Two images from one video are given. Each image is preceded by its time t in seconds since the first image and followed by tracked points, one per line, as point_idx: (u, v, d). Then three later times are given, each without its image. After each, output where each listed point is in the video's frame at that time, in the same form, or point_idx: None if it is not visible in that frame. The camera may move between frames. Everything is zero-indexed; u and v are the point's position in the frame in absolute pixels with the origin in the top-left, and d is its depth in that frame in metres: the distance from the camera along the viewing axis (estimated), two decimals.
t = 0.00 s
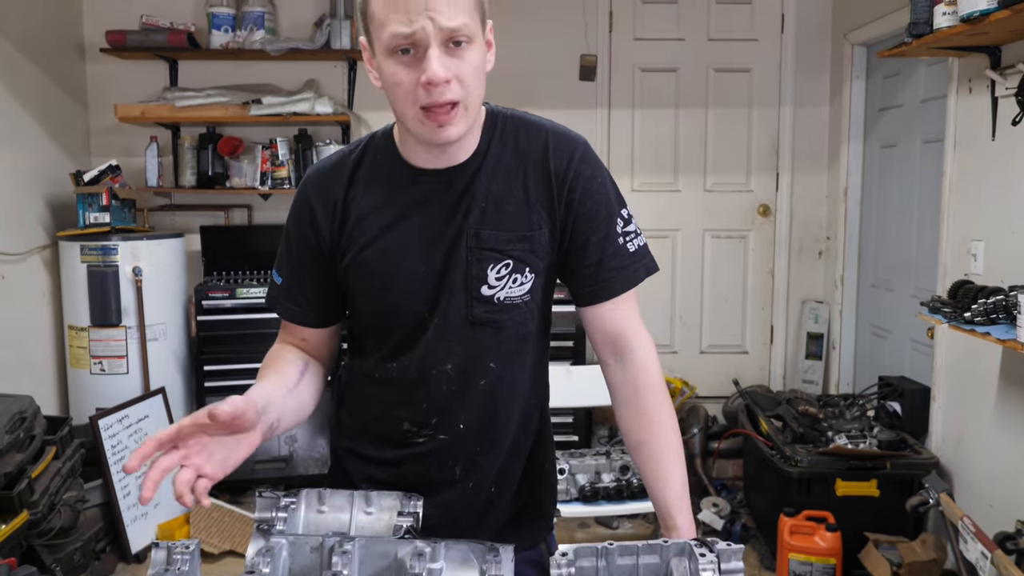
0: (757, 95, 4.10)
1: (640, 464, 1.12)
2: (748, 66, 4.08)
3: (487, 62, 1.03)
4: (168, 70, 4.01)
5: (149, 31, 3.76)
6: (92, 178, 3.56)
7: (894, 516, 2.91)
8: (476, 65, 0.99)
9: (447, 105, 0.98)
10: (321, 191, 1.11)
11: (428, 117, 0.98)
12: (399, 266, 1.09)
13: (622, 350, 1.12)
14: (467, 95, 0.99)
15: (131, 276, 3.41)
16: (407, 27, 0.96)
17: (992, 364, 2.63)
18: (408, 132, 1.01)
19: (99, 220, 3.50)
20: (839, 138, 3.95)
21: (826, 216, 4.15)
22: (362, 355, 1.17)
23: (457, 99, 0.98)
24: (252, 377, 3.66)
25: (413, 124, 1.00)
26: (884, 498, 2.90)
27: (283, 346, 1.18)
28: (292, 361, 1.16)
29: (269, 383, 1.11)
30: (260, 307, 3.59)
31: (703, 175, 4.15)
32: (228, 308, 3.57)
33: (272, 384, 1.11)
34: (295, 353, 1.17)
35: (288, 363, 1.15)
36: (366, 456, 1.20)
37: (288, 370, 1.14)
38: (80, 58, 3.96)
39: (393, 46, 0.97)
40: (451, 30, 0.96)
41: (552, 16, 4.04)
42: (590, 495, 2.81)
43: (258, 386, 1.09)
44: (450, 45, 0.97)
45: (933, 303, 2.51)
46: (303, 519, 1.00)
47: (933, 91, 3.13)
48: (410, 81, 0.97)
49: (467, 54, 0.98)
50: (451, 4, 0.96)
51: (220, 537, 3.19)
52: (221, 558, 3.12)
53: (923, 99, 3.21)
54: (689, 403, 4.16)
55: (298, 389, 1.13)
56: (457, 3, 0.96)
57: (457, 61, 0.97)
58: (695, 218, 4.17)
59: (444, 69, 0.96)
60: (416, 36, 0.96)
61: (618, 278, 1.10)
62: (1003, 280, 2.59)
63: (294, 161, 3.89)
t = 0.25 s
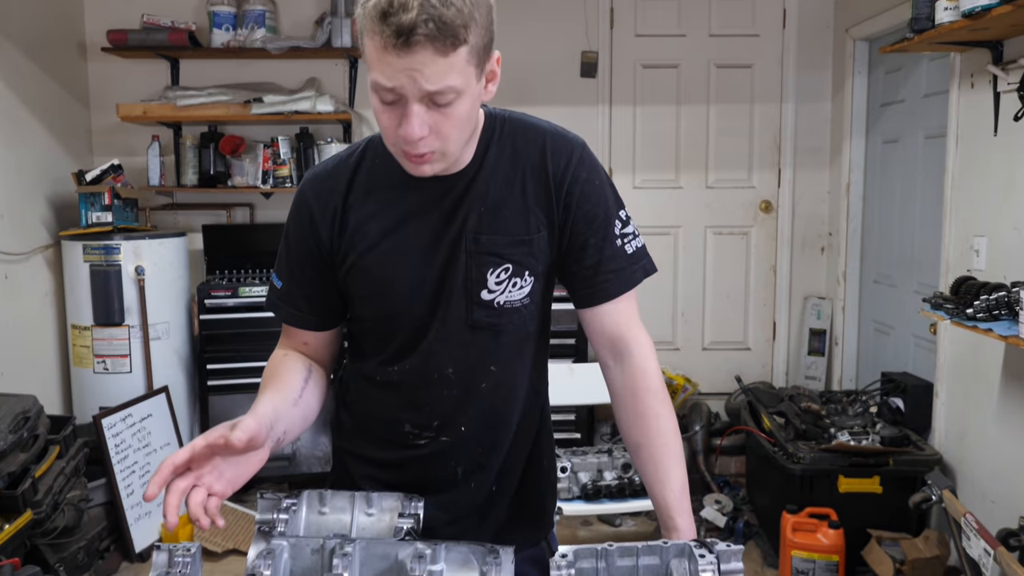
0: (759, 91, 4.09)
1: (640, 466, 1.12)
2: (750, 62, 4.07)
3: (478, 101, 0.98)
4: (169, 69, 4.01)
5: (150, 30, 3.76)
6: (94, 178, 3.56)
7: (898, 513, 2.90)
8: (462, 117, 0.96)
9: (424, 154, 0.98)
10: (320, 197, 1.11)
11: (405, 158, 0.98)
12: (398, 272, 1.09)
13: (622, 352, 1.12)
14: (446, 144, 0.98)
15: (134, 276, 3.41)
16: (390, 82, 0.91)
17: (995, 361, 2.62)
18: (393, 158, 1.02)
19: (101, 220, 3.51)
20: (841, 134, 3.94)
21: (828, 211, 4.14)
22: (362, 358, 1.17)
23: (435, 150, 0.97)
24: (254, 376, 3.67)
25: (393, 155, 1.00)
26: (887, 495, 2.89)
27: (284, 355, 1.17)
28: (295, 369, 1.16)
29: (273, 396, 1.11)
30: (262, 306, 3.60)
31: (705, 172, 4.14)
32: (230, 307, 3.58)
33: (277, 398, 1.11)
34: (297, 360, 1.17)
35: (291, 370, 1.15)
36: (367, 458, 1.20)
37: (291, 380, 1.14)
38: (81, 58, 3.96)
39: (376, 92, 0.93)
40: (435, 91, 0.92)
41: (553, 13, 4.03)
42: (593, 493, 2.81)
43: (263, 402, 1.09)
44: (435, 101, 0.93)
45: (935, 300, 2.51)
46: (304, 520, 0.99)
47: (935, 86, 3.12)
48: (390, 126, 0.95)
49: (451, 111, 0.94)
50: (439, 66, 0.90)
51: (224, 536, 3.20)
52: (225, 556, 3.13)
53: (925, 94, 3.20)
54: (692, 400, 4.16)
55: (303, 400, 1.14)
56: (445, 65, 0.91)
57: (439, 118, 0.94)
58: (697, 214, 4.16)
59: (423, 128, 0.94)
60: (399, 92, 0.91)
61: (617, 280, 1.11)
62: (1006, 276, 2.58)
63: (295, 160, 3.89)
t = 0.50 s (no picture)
0: (761, 103, 4.10)
1: (640, 479, 1.11)
2: (752, 74, 4.08)
3: (481, 117, 0.98)
4: (174, 79, 4.03)
5: (155, 40, 3.78)
6: (98, 187, 3.57)
7: (900, 527, 2.89)
8: (463, 133, 0.96)
9: (425, 168, 0.98)
10: (320, 209, 1.11)
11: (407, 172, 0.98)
12: (399, 285, 1.09)
13: (621, 365, 1.12)
14: (448, 159, 0.97)
15: (136, 285, 3.42)
16: (392, 95, 0.91)
17: (998, 374, 2.61)
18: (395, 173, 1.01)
19: (104, 229, 3.52)
20: (843, 146, 3.94)
21: (830, 224, 4.15)
22: (361, 370, 1.17)
23: (436, 164, 0.97)
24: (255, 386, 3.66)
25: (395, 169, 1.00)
26: (890, 508, 2.88)
27: (278, 367, 1.17)
28: (290, 382, 1.15)
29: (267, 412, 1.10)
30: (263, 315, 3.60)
31: (706, 183, 4.14)
32: (233, 316, 3.58)
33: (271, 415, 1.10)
34: (292, 373, 1.17)
35: (286, 384, 1.15)
36: (367, 471, 1.20)
37: (286, 395, 1.14)
38: (86, 67, 3.98)
39: (378, 105, 0.93)
40: (438, 106, 0.92)
41: (555, 25, 4.05)
42: (594, 506, 2.80)
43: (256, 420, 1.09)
44: (437, 115, 0.93)
45: (938, 312, 2.50)
46: (303, 532, 0.98)
47: (936, 99, 3.12)
48: (392, 139, 0.95)
49: (453, 125, 0.94)
50: (442, 80, 0.90)
51: (223, 547, 3.19)
52: (224, 567, 3.12)
53: (926, 107, 3.21)
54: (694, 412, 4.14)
55: (298, 414, 1.14)
56: (449, 80, 0.91)
57: (441, 132, 0.94)
58: (699, 226, 4.16)
59: (425, 142, 0.94)
60: (401, 106, 0.91)
61: (617, 293, 1.11)
62: (1008, 289, 2.58)
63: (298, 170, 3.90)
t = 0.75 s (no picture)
0: (763, 107, 4.11)
1: (642, 482, 1.11)
2: (754, 79, 4.09)
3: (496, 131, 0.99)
4: (176, 81, 4.03)
5: (158, 42, 3.78)
6: (99, 190, 3.58)
7: (901, 532, 2.89)
8: (480, 146, 0.96)
9: (437, 177, 0.97)
10: (322, 207, 1.10)
11: (417, 178, 0.98)
12: (400, 287, 1.09)
13: (625, 367, 1.12)
14: (460, 170, 0.97)
15: (137, 286, 3.42)
16: (416, 103, 0.90)
17: (1000, 380, 2.61)
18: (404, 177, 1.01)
19: (106, 231, 3.52)
20: (845, 151, 3.95)
21: (832, 228, 4.15)
22: (360, 372, 1.16)
23: (448, 174, 0.97)
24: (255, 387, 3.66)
25: (404, 172, 0.99)
26: (890, 513, 2.88)
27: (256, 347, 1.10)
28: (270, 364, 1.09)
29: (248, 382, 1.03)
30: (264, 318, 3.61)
31: (708, 188, 4.15)
32: (234, 318, 3.58)
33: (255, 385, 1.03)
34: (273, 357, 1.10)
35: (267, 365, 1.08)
36: (363, 473, 1.19)
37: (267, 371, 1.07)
38: (89, 69, 3.99)
39: (399, 109, 0.92)
40: (460, 118, 0.91)
41: (558, 29, 4.06)
42: (594, 509, 2.79)
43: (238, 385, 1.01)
44: (458, 128, 0.93)
45: (941, 318, 2.50)
46: (304, 534, 0.98)
47: (940, 104, 3.13)
48: (408, 145, 0.94)
49: (471, 138, 0.94)
50: (468, 94, 0.90)
51: (224, 548, 3.19)
52: (225, 568, 3.11)
53: (930, 111, 3.21)
54: (694, 416, 4.14)
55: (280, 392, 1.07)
56: (475, 94, 0.91)
57: (458, 143, 0.94)
58: (700, 230, 4.16)
59: (442, 152, 0.93)
60: (424, 114, 0.91)
61: (621, 298, 1.11)
62: (1011, 294, 2.58)
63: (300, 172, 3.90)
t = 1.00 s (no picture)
0: (765, 107, 4.10)
1: (643, 483, 1.11)
2: (756, 79, 4.08)
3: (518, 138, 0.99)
4: (179, 81, 4.03)
5: (161, 42, 3.79)
6: (103, 189, 3.59)
7: (903, 534, 2.89)
8: (503, 153, 0.96)
9: (458, 182, 0.98)
10: (330, 208, 1.08)
11: (438, 182, 0.98)
12: (409, 290, 1.08)
13: (629, 370, 1.11)
14: (481, 177, 0.97)
15: (140, 285, 3.42)
16: (445, 110, 0.90)
17: (1003, 381, 2.61)
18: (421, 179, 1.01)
19: (109, 230, 3.53)
20: (848, 151, 3.94)
21: (834, 229, 4.14)
22: (362, 373, 1.16)
23: (470, 180, 0.97)
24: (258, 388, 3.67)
25: (423, 174, 0.99)
26: (893, 515, 2.87)
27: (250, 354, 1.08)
28: (267, 370, 1.07)
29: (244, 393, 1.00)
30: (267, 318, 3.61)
31: (710, 188, 4.14)
32: (236, 318, 3.59)
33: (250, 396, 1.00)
34: (268, 362, 1.08)
35: (263, 372, 1.06)
36: (367, 475, 1.19)
37: (263, 379, 1.05)
38: (92, 69, 3.99)
39: (425, 115, 0.92)
40: (488, 127, 0.92)
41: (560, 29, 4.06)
42: (596, 510, 2.80)
43: (236, 399, 0.98)
44: (484, 137, 0.93)
45: (943, 319, 2.49)
46: (306, 535, 0.98)
47: (942, 105, 3.12)
48: (432, 150, 0.94)
49: (495, 146, 0.94)
50: (498, 104, 0.90)
51: (225, 548, 3.19)
52: (226, 568, 3.11)
53: (932, 112, 3.20)
54: (696, 417, 4.14)
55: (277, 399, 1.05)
56: (504, 104, 0.91)
57: (483, 151, 0.94)
58: (702, 230, 4.16)
59: (467, 159, 0.94)
60: (451, 122, 0.90)
61: (623, 300, 1.12)
62: (1014, 295, 2.57)
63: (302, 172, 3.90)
